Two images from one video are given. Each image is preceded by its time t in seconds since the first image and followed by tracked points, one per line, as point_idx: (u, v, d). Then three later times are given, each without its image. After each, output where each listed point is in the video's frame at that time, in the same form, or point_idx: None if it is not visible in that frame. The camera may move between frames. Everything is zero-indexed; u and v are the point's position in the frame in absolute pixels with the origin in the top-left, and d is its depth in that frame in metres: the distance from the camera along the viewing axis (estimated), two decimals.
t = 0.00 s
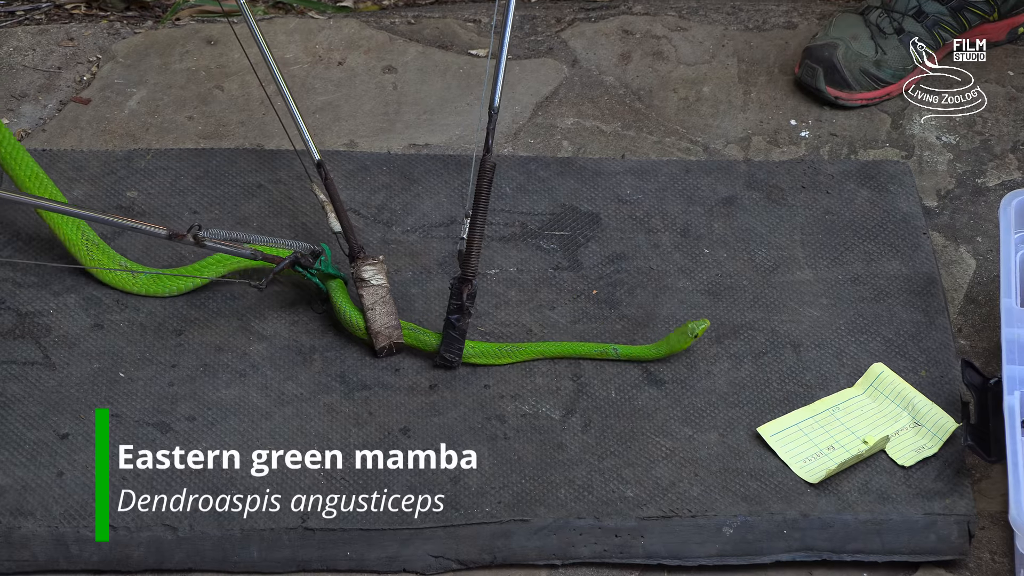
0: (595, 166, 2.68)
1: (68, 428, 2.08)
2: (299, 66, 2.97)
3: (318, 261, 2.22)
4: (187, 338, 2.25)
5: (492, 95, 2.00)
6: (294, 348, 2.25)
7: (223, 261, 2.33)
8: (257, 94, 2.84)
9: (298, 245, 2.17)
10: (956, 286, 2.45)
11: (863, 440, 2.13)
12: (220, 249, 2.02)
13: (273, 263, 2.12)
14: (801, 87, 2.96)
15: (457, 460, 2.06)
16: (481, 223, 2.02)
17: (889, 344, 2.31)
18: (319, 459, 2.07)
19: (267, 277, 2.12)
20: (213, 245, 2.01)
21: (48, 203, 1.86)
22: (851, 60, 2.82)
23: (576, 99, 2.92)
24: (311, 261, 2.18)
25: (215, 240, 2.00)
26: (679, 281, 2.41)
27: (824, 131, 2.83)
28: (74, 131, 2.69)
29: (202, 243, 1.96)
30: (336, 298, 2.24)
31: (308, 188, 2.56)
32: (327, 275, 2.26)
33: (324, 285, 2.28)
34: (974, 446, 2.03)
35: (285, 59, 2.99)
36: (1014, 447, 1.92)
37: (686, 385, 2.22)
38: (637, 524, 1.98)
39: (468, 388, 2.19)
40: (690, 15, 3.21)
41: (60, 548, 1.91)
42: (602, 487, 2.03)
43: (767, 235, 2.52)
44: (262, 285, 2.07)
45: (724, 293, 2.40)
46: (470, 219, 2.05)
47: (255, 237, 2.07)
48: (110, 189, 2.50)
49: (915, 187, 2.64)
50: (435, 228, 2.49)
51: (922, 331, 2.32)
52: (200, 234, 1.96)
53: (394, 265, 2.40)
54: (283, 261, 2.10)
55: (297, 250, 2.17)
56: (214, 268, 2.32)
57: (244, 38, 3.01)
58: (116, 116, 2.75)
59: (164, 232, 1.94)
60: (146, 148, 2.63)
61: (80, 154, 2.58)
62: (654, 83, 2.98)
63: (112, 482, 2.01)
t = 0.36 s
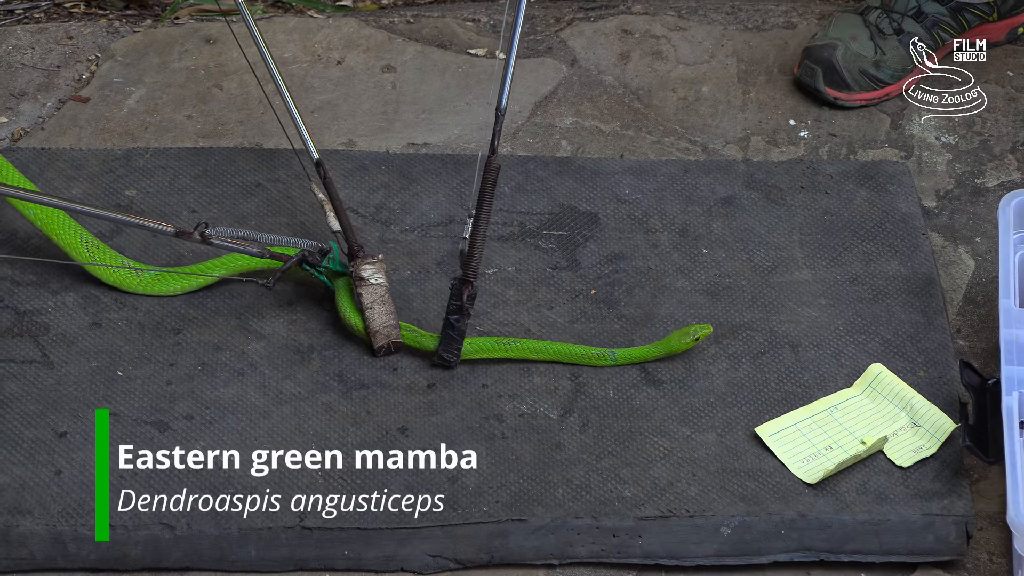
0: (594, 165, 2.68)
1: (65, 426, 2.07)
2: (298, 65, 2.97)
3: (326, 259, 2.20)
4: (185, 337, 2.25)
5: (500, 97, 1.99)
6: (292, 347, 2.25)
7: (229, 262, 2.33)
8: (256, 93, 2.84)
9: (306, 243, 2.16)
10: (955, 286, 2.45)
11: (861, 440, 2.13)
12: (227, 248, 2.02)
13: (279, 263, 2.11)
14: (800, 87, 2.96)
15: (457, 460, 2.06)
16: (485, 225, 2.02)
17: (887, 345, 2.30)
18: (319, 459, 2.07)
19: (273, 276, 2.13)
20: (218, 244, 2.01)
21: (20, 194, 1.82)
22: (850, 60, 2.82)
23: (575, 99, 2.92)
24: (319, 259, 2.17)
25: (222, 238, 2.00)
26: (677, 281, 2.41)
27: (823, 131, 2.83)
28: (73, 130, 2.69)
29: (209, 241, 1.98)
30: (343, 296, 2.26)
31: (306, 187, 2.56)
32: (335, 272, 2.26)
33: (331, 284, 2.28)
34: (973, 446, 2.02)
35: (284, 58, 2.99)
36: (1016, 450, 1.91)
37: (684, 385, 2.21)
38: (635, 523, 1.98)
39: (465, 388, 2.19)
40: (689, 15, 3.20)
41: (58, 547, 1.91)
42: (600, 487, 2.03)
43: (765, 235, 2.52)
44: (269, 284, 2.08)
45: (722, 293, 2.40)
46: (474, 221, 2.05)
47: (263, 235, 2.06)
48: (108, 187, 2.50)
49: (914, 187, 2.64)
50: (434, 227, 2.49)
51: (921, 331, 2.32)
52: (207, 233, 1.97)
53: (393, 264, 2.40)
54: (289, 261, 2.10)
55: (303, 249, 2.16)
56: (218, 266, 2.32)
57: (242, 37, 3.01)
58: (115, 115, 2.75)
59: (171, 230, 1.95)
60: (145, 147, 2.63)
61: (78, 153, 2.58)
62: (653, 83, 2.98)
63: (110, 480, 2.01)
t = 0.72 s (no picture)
0: (589, 163, 2.67)
1: (61, 427, 2.07)
2: (292, 64, 2.97)
3: (322, 259, 2.19)
4: (180, 337, 2.25)
5: (501, 96, 1.99)
6: (287, 346, 2.25)
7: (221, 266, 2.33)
8: (251, 92, 2.84)
9: (302, 243, 2.16)
10: (951, 282, 2.45)
11: (857, 436, 2.12)
12: (222, 249, 2.03)
13: (274, 263, 2.11)
14: (795, 83, 2.96)
15: (457, 460, 2.06)
16: (482, 223, 2.01)
17: (883, 340, 2.30)
18: (319, 459, 2.06)
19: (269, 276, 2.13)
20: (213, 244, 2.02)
21: None
22: (845, 56, 2.82)
23: (570, 96, 2.92)
24: (314, 259, 2.17)
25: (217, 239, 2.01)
26: (673, 278, 2.41)
27: (819, 127, 2.83)
28: (67, 130, 2.69)
29: (204, 242, 1.99)
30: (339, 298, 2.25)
31: (301, 186, 2.56)
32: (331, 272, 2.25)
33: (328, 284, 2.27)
34: (969, 441, 2.00)
35: (279, 57, 2.99)
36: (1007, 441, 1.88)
37: (680, 382, 2.21)
38: (631, 521, 1.97)
39: (461, 386, 2.19)
40: (685, 12, 3.20)
41: (53, 548, 1.91)
42: (596, 484, 2.03)
43: (761, 232, 2.52)
44: (265, 284, 2.08)
45: (718, 289, 2.39)
46: (471, 218, 2.04)
47: (260, 236, 2.05)
48: (103, 188, 2.50)
49: (909, 183, 2.64)
50: (429, 225, 2.49)
51: (917, 327, 2.32)
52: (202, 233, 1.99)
53: (388, 263, 2.40)
54: (285, 262, 2.10)
55: (298, 249, 2.16)
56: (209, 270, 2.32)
57: (237, 37, 3.01)
58: (110, 115, 2.74)
59: (166, 232, 1.95)
60: (139, 148, 2.62)
61: (72, 154, 2.58)
62: (648, 80, 2.98)
63: (105, 481, 2.00)
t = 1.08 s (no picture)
0: (585, 162, 2.67)
1: (56, 428, 2.07)
2: (288, 64, 2.97)
3: (315, 257, 2.20)
4: (176, 337, 2.25)
5: (493, 95, 2.00)
6: (283, 347, 2.25)
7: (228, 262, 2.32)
8: (247, 92, 2.84)
9: (295, 241, 2.16)
10: (947, 280, 2.44)
11: (854, 434, 2.12)
12: (215, 247, 2.02)
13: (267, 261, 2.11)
14: (792, 82, 2.96)
15: (457, 460, 2.06)
16: (477, 222, 2.01)
17: (879, 339, 2.30)
18: (319, 459, 2.06)
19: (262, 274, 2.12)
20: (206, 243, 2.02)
21: None
22: (841, 54, 2.82)
23: (566, 95, 2.92)
24: (307, 258, 2.17)
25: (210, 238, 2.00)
26: (669, 277, 2.41)
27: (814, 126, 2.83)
28: (63, 131, 2.69)
29: (197, 241, 1.98)
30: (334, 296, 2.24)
31: (297, 187, 2.56)
32: (324, 270, 2.24)
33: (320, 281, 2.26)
34: (965, 439, 2.01)
35: (274, 57, 2.99)
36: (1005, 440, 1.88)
37: (676, 381, 2.21)
38: (627, 520, 1.97)
39: (457, 386, 2.19)
40: (681, 11, 3.20)
41: (49, 549, 1.91)
42: (592, 484, 2.03)
43: (757, 231, 2.52)
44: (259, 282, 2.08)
45: (714, 289, 2.39)
46: (467, 217, 2.04)
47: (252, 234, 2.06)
48: (99, 188, 2.50)
49: (906, 181, 2.63)
50: (425, 225, 2.49)
51: (913, 325, 2.32)
52: (195, 232, 1.98)
53: (384, 263, 2.40)
54: (278, 259, 2.10)
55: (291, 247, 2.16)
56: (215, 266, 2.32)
57: (232, 38, 3.01)
58: (105, 116, 2.74)
59: (158, 230, 1.96)
60: (135, 148, 2.62)
61: (68, 154, 2.58)
62: (644, 79, 2.97)
63: (101, 481, 2.00)
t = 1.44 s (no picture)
0: (585, 162, 2.67)
1: (56, 427, 2.07)
2: (288, 63, 2.97)
3: (310, 254, 2.19)
4: (176, 337, 2.25)
5: (493, 94, 2.01)
6: (283, 346, 2.24)
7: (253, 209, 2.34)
8: (246, 91, 2.84)
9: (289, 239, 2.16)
10: (947, 280, 2.45)
11: (853, 435, 2.13)
12: (209, 245, 2.06)
13: (262, 258, 2.12)
14: (792, 82, 2.96)
15: (457, 460, 2.06)
16: (477, 221, 2.01)
17: (879, 339, 2.30)
18: (319, 458, 2.06)
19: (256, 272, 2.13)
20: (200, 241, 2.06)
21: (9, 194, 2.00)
22: (840, 56, 2.83)
23: (566, 95, 2.92)
24: (301, 255, 2.16)
25: (205, 236, 2.04)
26: (669, 278, 2.41)
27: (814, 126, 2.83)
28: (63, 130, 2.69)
29: (191, 239, 2.03)
30: (328, 289, 2.22)
31: (297, 186, 2.56)
32: (318, 268, 2.24)
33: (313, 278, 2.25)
34: (964, 440, 2.01)
35: (274, 56, 2.99)
36: (1004, 440, 1.87)
37: (676, 381, 2.21)
38: (627, 520, 1.97)
39: (457, 385, 2.19)
40: (681, 11, 3.20)
41: (49, 549, 1.91)
42: (591, 484, 2.03)
43: (757, 231, 2.52)
44: (253, 280, 2.09)
45: (714, 289, 2.39)
46: (467, 216, 2.04)
47: (247, 232, 2.07)
48: (98, 187, 2.50)
49: (905, 182, 2.63)
50: (425, 225, 2.49)
51: (913, 326, 2.32)
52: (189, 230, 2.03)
53: (384, 262, 2.40)
54: (271, 257, 2.11)
55: (286, 245, 2.16)
56: (233, 205, 2.33)
57: (232, 37, 3.01)
58: (105, 115, 2.74)
59: (153, 229, 2.04)
60: (135, 147, 2.62)
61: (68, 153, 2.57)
62: (644, 79, 2.97)
63: (101, 481, 2.00)
